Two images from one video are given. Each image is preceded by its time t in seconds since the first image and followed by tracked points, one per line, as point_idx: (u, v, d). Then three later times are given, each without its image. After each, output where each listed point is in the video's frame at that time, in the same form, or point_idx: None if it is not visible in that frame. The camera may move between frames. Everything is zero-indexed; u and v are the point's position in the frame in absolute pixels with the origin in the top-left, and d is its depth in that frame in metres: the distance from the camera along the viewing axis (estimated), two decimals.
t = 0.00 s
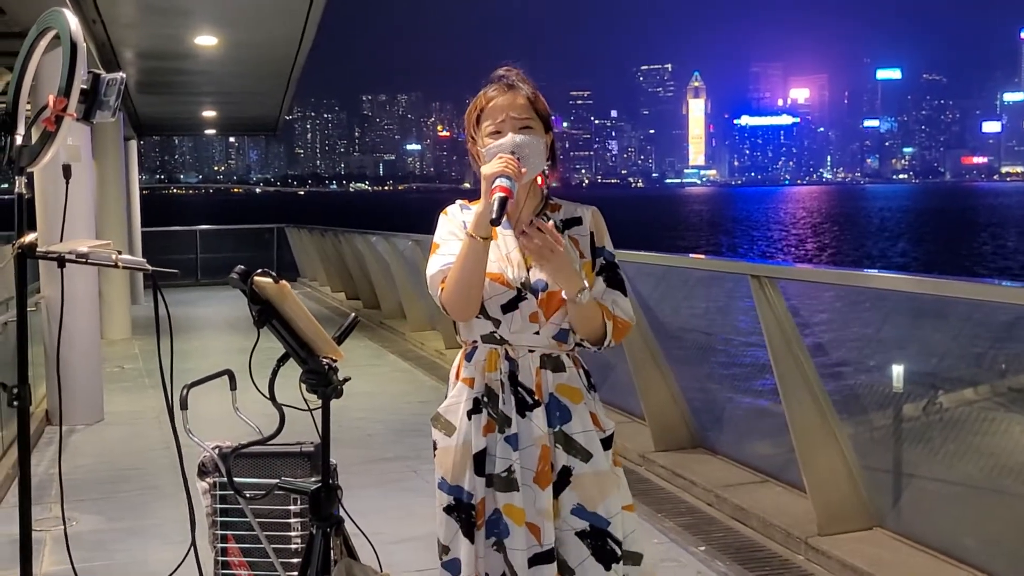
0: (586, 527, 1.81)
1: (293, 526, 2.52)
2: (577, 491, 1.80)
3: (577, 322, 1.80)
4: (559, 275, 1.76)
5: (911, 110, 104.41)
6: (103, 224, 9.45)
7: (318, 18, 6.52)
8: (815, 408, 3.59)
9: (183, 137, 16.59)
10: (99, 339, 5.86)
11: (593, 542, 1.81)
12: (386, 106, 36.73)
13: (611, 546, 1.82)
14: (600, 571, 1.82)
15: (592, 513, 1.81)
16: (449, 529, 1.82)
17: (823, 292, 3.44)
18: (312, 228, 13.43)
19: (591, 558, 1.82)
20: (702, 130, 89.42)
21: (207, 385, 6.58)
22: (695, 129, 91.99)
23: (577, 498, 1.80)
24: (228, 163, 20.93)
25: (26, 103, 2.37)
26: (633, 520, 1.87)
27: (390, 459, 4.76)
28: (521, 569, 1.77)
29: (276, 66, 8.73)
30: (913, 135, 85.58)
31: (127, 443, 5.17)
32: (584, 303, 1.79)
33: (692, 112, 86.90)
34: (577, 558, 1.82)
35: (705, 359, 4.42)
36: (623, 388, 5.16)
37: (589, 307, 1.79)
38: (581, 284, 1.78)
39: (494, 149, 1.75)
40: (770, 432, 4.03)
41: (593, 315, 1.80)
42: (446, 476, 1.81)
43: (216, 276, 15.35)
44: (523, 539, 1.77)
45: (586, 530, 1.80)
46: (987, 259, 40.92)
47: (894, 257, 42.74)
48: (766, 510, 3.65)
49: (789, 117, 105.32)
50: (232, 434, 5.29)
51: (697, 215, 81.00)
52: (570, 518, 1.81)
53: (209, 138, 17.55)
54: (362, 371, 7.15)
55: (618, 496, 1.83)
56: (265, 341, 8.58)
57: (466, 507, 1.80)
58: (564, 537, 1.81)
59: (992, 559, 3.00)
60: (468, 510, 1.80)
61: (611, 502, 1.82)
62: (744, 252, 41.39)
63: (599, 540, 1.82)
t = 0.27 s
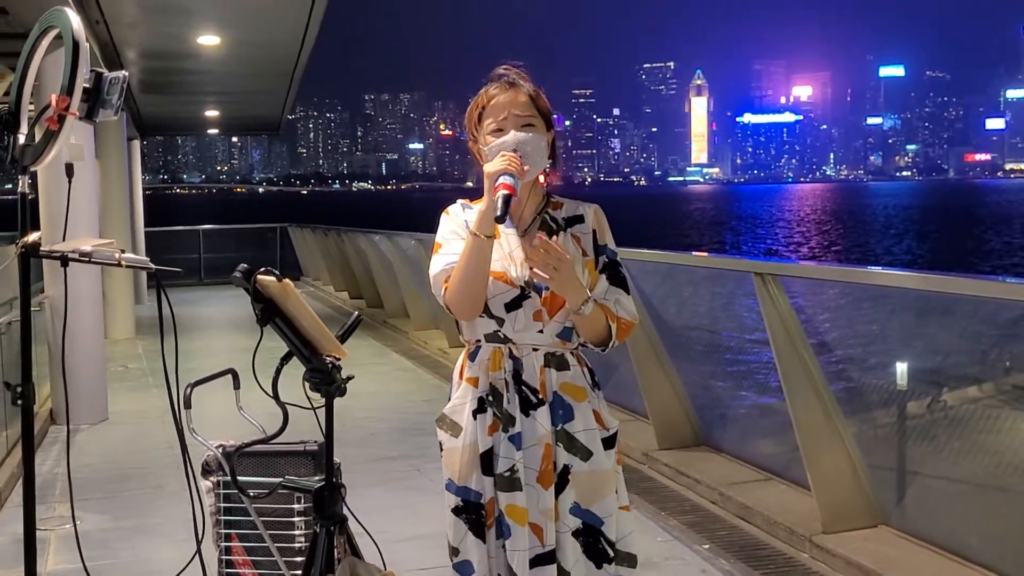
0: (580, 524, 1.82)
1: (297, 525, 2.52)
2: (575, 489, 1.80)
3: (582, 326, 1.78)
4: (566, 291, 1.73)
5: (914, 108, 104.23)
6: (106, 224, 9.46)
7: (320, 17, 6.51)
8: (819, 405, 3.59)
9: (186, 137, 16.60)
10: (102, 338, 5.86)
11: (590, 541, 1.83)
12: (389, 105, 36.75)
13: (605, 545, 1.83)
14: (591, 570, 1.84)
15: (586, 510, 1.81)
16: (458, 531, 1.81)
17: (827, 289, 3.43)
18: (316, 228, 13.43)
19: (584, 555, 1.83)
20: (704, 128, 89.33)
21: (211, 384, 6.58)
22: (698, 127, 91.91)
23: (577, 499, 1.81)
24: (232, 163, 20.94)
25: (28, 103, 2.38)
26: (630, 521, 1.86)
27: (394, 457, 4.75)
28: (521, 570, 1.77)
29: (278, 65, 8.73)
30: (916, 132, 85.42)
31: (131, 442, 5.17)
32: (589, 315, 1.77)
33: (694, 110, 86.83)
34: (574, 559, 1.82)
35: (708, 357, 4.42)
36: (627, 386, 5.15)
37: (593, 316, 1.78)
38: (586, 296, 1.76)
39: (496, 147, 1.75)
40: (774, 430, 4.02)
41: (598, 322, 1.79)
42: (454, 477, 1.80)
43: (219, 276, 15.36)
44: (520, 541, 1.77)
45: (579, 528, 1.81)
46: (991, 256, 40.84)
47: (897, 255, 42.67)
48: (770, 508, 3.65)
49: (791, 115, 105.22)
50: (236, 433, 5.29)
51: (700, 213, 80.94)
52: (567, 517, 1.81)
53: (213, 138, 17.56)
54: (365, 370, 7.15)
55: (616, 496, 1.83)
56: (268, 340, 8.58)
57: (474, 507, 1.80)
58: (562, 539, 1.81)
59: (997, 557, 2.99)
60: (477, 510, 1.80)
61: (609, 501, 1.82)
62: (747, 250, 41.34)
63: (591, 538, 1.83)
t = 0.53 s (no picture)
0: (574, 519, 1.81)
1: (299, 522, 2.52)
2: (573, 486, 1.80)
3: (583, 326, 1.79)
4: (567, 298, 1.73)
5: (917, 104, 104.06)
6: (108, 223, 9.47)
7: (320, 14, 6.51)
8: (821, 401, 3.58)
9: (187, 136, 16.61)
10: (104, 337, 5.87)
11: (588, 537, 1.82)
12: (390, 103, 36.74)
13: (601, 541, 1.83)
14: (584, 564, 1.83)
15: (581, 506, 1.81)
16: (447, 526, 1.81)
17: (830, 285, 3.42)
18: (317, 226, 13.44)
19: (577, 551, 1.82)
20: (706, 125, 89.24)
21: (213, 383, 6.58)
22: (700, 124, 91.81)
23: (576, 495, 1.81)
24: (234, 161, 20.93)
25: (28, 101, 2.38)
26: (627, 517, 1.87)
27: (396, 455, 4.76)
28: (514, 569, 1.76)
29: (279, 63, 8.73)
30: (918, 129, 85.29)
31: (134, 441, 5.18)
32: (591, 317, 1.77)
33: (696, 107, 86.75)
34: (572, 555, 1.82)
35: (710, 353, 4.41)
36: (629, 383, 5.15)
37: (595, 317, 1.78)
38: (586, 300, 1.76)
39: (496, 142, 1.75)
40: (776, 426, 4.02)
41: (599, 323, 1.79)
42: (451, 474, 1.80)
43: (221, 274, 15.36)
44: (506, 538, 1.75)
45: (575, 522, 1.81)
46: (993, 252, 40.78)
47: (899, 251, 42.60)
48: (772, 504, 3.65)
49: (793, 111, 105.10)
50: (238, 431, 5.29)
51: (703, 210, 80.89)
52: (565, 513, 1.81)
53: (214, 136, 17.57)
54: (367, 368, 7.15)
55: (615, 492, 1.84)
56: (270, 338, 8.59)
57: (469, 504, 1.80)
58: (561, 536, 1.81)
59: (1000, 553, 2.99)
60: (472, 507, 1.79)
61: (607, 497, 1.82)
62: (749, 247, 41.30)
63: (587, 534, 1.82)
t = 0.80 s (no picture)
0: (576, 517, 1.82)
1: (300, 520, 2.52)
2: (574, 483, 1.81)
3: (583, 315, 1.80)
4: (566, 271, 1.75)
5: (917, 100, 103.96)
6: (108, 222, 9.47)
7: (319, 13, 6.51)
8: (821, 397, 3.58)
9: (187, 134, 16.61)
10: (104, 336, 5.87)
11: (588, 533, 1.83)
12: (390, 101, 36.72)
13: (601, 538, 1.83)
14: (587, 562, 1.84)
15: (582, 503, 1.82)
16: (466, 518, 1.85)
17: (829, 281, 3.43)
18: (318, 223, 13.44)
19: (580, 548, 1.83)
20: (706, 122, 89.17)
21: (213, 381, 6.58)
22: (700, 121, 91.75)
23: (576, 492, 1.81)
24: (234, 159, 20.93)
25: (28, 101, 2.38)
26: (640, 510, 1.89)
27: (397, 452, 4.76)
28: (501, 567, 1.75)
29: (279, 61, 8.72)
30: (919, 125, 85.22)
31: (135, 439, 5.18)
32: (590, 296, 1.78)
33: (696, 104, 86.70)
34: (571, 552, 1.82)
35: (710, 350, 4.42)
36: (629, 379, 5.16)
37: (595, 308, 1.79)
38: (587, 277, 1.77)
39: (495, 139, 1.75)
40: (777, 423, 4.02)
41: (598, 306, 1.80)
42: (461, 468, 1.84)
43: (221, 272, 15.36)
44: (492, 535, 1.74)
45: (577, 520, 1.82)
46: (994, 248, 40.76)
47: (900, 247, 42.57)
48: (773, 500, 3.65)
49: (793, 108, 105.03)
50: (239, 429, 5.30)
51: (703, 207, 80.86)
52: (568, 510, 1.80)
53: (214, 135, 17.57)
54: (368, 366, 7.16)
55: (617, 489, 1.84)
56: (271, 337, 8.59)
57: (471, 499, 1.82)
58: (561, 533, 1.81)
59: (1000, 548, 2.99)
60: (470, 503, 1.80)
61: (607, 495, 1.82)
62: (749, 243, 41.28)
63: (588, 530, 1.83)
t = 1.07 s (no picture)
0: (579, 514, 1.82)
1: (302, 517, 2.53)
2: (575, 480, 1.81)
3: (583, 307, 1.82)
4: (567, 247, 1.77)
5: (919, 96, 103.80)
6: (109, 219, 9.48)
7: (320, 10, 6.51)
8: (823, 394, 3.58)
9: (189, 131, 16.61)
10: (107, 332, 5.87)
11: (587, 529, 1.83)
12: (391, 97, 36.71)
13: (602, 534, 1.84)
14: (586, 557, 1.84)
15: (584, 500, 1.82)
16: (470, 517, 1.81)
17: (830, 277, 3.43)
18: (319, 220, 13.45)
19: (580, 545, 1.83)
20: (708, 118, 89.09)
21: (216, 378, 6.59)
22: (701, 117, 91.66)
23: (575, 489, 1.81)
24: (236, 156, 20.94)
25: (29, 98, 2.38)
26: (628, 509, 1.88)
27: (399, 449, 4.77)
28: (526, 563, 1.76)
29: (281, 58, 8.72)
30: (920, 121, 85.12)
31: (138, 436, 5.19)
32: (590, 275, 1.78)
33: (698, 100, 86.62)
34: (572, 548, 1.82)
35: (712, 346, 4.42)
36: (631, 376, 5.16)
37: (594, 300, 1.81)
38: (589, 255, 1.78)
39: (494, 137, 1.75)
40: (778, 419, 4.02)
41: (599, 290, 1.80)
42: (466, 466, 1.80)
43: (223, 269, 15.37)
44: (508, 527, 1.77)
45: (578, 517, 1.82)
46: (996, 244, 40.71)
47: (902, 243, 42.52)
48: (774, 497, 3.65)
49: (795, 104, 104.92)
50: (241, 426, 5.31)
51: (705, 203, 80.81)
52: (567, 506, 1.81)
53: (216, 132, 17.57)
54: (369, 362, 7.16)
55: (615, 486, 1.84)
56: (273, 333, 8.60)
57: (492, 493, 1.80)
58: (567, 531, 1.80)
59: (1002, 544, 2.99)
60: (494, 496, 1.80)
61: (607, 491, 1.83)
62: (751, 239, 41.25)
63: (588, 527, 1.83)
